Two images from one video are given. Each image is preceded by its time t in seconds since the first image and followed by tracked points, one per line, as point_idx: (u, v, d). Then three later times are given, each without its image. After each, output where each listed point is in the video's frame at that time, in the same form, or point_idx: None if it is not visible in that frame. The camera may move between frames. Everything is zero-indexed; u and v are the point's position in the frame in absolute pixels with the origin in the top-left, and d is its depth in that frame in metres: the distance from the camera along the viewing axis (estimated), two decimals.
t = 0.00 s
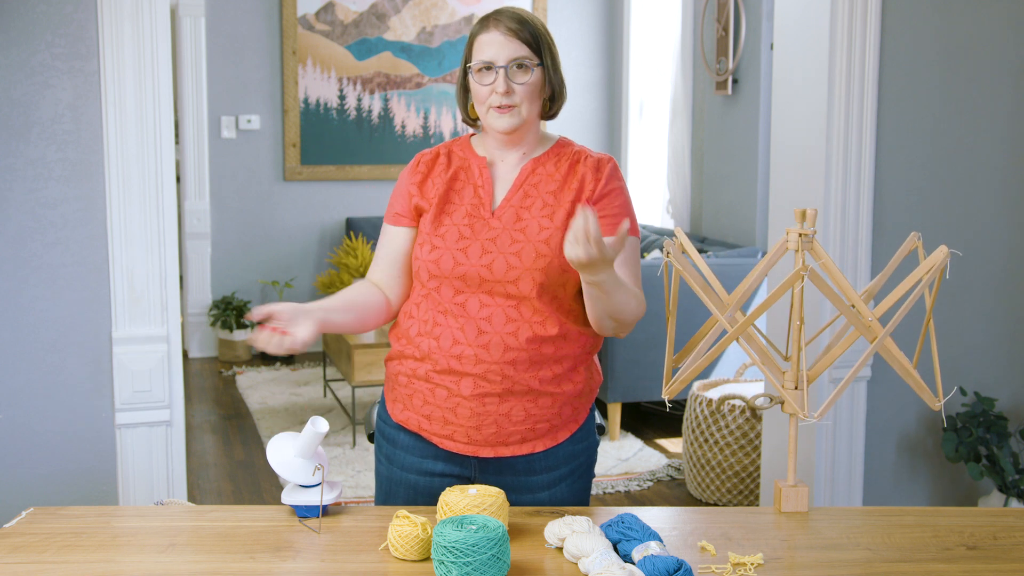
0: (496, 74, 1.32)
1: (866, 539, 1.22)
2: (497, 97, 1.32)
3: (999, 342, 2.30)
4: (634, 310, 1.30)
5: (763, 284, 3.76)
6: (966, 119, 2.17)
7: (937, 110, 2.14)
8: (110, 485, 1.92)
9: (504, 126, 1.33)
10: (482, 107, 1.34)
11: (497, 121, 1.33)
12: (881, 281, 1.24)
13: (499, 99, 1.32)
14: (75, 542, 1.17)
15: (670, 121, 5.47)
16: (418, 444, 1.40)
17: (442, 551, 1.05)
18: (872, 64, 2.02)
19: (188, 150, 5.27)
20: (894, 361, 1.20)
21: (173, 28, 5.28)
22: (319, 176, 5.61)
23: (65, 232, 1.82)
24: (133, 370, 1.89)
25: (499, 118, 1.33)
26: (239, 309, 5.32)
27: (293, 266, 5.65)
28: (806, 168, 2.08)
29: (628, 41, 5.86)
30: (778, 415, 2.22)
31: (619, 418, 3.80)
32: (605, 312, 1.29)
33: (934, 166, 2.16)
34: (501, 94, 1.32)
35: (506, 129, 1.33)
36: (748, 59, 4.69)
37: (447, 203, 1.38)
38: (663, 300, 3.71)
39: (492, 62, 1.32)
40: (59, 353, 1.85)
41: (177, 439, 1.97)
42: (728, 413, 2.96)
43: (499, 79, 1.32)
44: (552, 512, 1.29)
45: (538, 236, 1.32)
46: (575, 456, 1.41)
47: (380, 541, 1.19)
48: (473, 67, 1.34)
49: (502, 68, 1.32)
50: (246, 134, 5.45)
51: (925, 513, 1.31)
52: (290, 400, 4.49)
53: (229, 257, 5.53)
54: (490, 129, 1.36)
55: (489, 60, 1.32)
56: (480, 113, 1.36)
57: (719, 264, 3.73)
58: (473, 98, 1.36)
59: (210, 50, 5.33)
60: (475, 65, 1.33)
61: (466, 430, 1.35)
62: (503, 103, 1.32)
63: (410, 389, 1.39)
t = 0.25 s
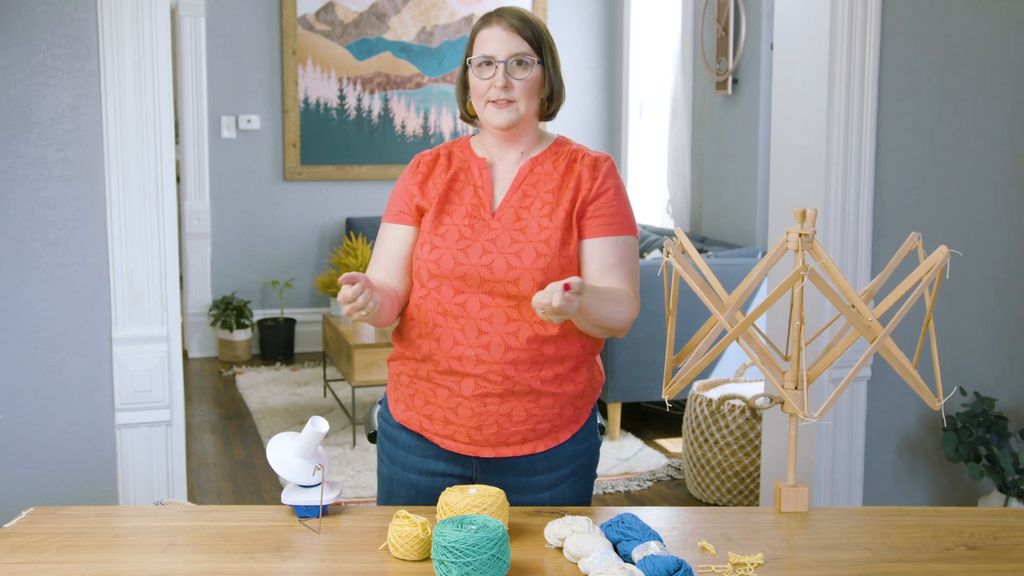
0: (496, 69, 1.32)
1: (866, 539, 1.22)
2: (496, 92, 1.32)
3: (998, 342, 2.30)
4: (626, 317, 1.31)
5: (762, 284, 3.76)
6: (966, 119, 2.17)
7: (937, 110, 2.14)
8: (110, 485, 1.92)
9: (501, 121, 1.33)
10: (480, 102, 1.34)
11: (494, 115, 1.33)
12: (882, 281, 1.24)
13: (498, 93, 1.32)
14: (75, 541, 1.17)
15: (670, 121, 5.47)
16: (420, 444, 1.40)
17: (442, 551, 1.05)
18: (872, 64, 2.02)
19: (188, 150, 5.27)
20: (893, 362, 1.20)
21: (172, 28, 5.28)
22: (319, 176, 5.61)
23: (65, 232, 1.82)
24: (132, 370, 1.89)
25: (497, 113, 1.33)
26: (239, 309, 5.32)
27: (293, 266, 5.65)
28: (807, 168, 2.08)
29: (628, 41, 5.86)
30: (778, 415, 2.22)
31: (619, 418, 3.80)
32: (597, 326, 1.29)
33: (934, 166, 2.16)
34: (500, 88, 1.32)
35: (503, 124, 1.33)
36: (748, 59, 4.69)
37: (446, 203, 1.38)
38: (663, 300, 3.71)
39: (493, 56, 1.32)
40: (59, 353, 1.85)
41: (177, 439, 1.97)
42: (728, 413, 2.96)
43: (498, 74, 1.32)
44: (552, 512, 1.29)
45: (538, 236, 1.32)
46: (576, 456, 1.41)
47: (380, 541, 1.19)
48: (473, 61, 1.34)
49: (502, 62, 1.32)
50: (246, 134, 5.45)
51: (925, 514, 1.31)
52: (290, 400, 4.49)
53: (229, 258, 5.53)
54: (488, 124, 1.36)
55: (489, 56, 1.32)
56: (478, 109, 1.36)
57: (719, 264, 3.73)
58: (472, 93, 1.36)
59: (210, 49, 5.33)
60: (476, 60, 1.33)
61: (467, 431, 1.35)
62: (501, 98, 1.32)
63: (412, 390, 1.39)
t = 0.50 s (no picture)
0: (500, 66, 1.32)
1: (866, 539, 1.22)
2: (499, 88, 1.32)
3: (998, 342, 2.30)
4: (629, 324, 1.32)
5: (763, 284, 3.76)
6: (966, 119, 2.17)
7: (937, 110, 2.14)
8: (110, 485, 1.92)
9: (503, 117, 1.33)
10: (483, 98, 1.34)
11: (497, 112, 1.33)
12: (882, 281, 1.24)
13: (501, 89, 1.32)
14: (75, 542, 1.17)
15: (670, 121, 5.47)
16: (422, 444, 1.40)
17: (442, 551, 1.05)
18: (872, 64, 2.02)
19: (188, 150, 5.27)
20: (894, 361, 1.20)
21: (173, 28, 5.28)
22: (318, 176, 5.61)
23: (65, 232, 1.82)
24: (132, 370, 1.89)
25: (500, 109, 1.33)
26: (239, 309, 5.32)
27: (293, 266, 5.65)
28: (807, 167, 2.08)
29: (628, 41, 5.86)
30: (778, 415, 2.22)
31: (619, 418, 3.80)
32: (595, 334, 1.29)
33: (934, 167, 2.16)
34: (503, 84, 1.32)
35: (505, 120, 1.33)
36: (748, 59, 4.69)
37: (450, 202, 1.37)
38: (663, 300, 3.71)
39: (497, 53, 1.32)
40: (59, 353, 1.85)
41: (177, 439, 1.97)
42: (728, 413, 2.96)
43: (502, 70, 1.32)
44: (554, 512, 1.30)
45: (542, 235, 1.32)
46: (579, 456, 1.41)
47: (380, 541, 1.19)
48: (477, 57, 1.34)
49: (506, 59, 1.32)
50: (246, 134, 5.45)
51: (925, 514, 1.31)
52: (290, 400, 4.49)
53: (229, 258, 5.53)
54: (490, 121, 1.35)
55: (493, 52, 1.32)
56: (481, 106, 1.36)
57: (719, 264, 3.73)
58: (475, 90, 1.36)
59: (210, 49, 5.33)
60: (480, 57, 1.33)
61: (472, 431, 1.35)
62: (505, 94, 1.32)
63: (415, 390, 1.39)
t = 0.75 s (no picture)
0: (504, 63, 1.32)
1: (866, 539, 1.22)
2: (503, 85, 1.32)
3: (998, 342, 2.30)
4: (624, 322, 1.31)
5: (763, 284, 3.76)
6: (966, 119, 2.17)
7: (937, 111, 2.14)
8: (110, 485, 1.92)
9: (507, 116, 1.33)
10: (487, 95, 1.34)
11: (500, 109, 1.33)
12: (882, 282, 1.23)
13: (505, 87, 1.32)
14: (75, 542, 1.17)
15: (670, 121, 5.47)
16: (424, 444, 1.40)
17: (442, 551, 1.05)
18: (872, 65, 2.02)
19: (188, 150, 5.27)
20: (894, 361, 1.20)
21: (173, 28, 5.28)
22: (318, 176, 5.61)
23: (65, 232, 1.82)
24: (132, 370, 1.89)
25: (503, 107, 1.33)
26: (239, 309, 5.32)
27: (293, 266, 5.65)
28: (807, 167, 2.08)
29: (628, 41, 5.86)
30: (778, 415, 2.22)
31: (619, 418, 3.80)
32: (576, 318, 1.26)
33: (934, 167, 2.16)
34: (508, 81, 1.32)
35: (509, 119, 1.33)
36: (748, 59, 4.69)
37: (451, 200, 1.37)
38: (663, 299, 3.71)
39: (501, 50, 1.32)
40: (59, 353, 1.85)
41: (177, 439, 1.97)
42: (728, 413, 2.96)
43: (506, 67, 1.32)
44: (554, 512, 1.30)
45: (544, 234, 1.33)
46: (580, 455, 1.41)
47: (380, 541, 1.19)
48: (481, 54, 1.34)
49: (510, 56, 1.32)
50: (246, 134, 5.45)
51: (925, 514, 1.31)
52: (290, 400, 4.49)
53: (229, 258, 5.53)
54: (493, 119, 1.35)
55: (497, 50, 1.32)
56: (484, 103, 1.36)
57: (718, 264, 3.73)
58: (478, 87, 1.36)
59: (210, 49, 5.33)
60: (484, 54, 1.33)
61: (472, 431, 1.35)
62: (509, 92, 1.32)
63: (416, 390, 1.39)
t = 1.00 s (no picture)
0: (507, 64, 1.32)
1: (866, 539, 1.22)
2: (507, 85, 1.32)
3: (997, 342, 2.30)
4: (621, 321, 1.30)
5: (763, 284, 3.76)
6: (966, 118, 2.17)
7: (936, 110, 2.14)
8: (110, 485, 1.92)
9: (510, 116, 1.33)
10: (491, 96, 1.34)
11: (504, 110, 1.33)
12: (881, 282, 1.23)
13: (509, 87, 1.32)
14: (75, 542, 1.17)
15: (670, 121, 5.47)
16: (423, 444, 1.39)
17: (442, 551, 1.05)
18: (872, 65, 2.02)
19: (188, 150, 5.27)
20: (894, 361, 1.20)
21: (172, 28, 5.28)
22: (319, 176, 5.61)
23: (65, 232, 1.82)
24: (133, 370, 1.89)
25: (507, 107, 1.33)
26: (239, 309, 5.32)
27: (293, 266, 5.66)
28: (807, 168, 2.08)
29: (628, 41, 5.86)
30: (778, 415, 2.22)
31: (619, 418, 3.80)
32: (573, 315, 1.26)
33: (933, 166, 2.16)
34: (511, 82, 1.32)
35: (513, 119, 1.33)
36: (748, 59, 4.69)
37: (452, 197, 1.37)
38: (663, 299, 3.72)
39: (505, 51, 1.32)
40: (59, 353, 1.84)
41: (177, 439, 1.97)
42: (728, 413, 2.97)
43: (510, 68, 1.32)
44: (554, 512, 1.30)
45: (544, 231, 1.32)
46: (580, 455, 1.41)
47: (380, 541, 1.19)
48: (485, 54, 1.34)
49: (514, 56, 1.32)
50: (246, 134, 5.45)
51: (924, 514, 1.31)
52: (290, 400, 4.49)
53: (229, 258, 5.53)
54: (497, 119, 1.35)
55: (501, 50, 1.32)
56: (488, 104, 1.36)
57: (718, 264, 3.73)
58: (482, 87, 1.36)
59: (210, 49, 5.33)
60: (488, 55, 1.33)
61: (472, 430, 1.35)
62: (512, 92, 1.32)
63: (416, 389, 1.39)
